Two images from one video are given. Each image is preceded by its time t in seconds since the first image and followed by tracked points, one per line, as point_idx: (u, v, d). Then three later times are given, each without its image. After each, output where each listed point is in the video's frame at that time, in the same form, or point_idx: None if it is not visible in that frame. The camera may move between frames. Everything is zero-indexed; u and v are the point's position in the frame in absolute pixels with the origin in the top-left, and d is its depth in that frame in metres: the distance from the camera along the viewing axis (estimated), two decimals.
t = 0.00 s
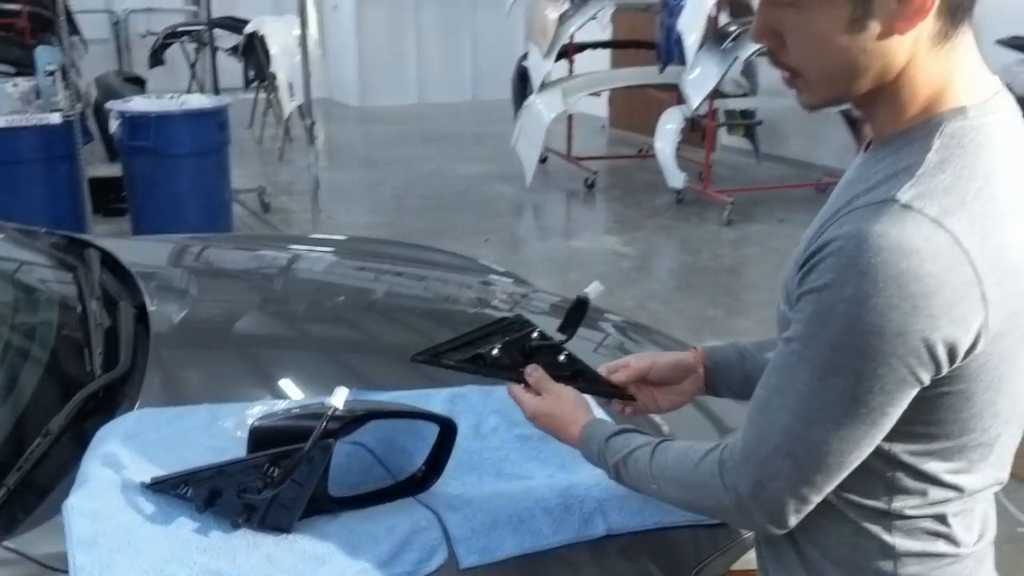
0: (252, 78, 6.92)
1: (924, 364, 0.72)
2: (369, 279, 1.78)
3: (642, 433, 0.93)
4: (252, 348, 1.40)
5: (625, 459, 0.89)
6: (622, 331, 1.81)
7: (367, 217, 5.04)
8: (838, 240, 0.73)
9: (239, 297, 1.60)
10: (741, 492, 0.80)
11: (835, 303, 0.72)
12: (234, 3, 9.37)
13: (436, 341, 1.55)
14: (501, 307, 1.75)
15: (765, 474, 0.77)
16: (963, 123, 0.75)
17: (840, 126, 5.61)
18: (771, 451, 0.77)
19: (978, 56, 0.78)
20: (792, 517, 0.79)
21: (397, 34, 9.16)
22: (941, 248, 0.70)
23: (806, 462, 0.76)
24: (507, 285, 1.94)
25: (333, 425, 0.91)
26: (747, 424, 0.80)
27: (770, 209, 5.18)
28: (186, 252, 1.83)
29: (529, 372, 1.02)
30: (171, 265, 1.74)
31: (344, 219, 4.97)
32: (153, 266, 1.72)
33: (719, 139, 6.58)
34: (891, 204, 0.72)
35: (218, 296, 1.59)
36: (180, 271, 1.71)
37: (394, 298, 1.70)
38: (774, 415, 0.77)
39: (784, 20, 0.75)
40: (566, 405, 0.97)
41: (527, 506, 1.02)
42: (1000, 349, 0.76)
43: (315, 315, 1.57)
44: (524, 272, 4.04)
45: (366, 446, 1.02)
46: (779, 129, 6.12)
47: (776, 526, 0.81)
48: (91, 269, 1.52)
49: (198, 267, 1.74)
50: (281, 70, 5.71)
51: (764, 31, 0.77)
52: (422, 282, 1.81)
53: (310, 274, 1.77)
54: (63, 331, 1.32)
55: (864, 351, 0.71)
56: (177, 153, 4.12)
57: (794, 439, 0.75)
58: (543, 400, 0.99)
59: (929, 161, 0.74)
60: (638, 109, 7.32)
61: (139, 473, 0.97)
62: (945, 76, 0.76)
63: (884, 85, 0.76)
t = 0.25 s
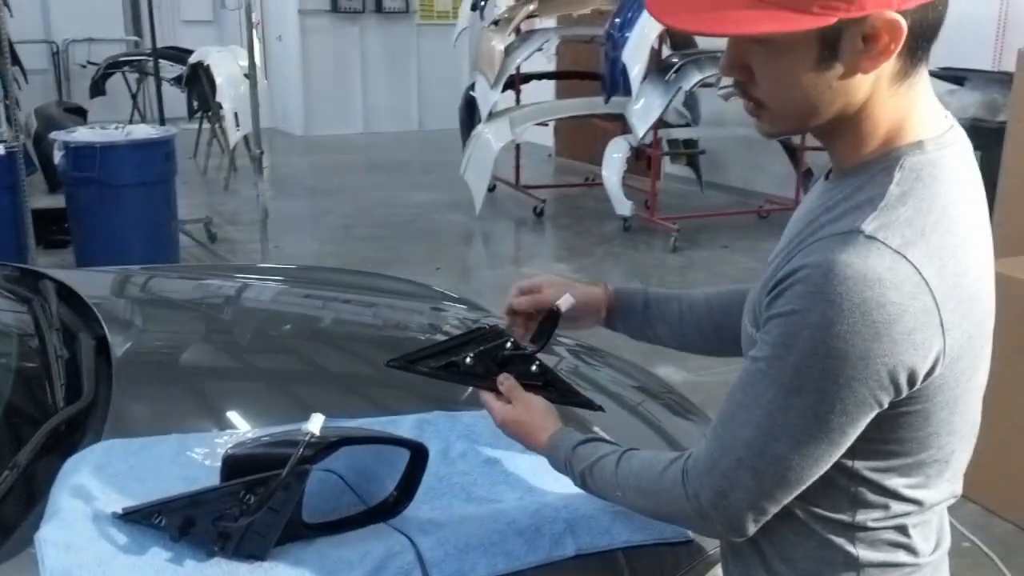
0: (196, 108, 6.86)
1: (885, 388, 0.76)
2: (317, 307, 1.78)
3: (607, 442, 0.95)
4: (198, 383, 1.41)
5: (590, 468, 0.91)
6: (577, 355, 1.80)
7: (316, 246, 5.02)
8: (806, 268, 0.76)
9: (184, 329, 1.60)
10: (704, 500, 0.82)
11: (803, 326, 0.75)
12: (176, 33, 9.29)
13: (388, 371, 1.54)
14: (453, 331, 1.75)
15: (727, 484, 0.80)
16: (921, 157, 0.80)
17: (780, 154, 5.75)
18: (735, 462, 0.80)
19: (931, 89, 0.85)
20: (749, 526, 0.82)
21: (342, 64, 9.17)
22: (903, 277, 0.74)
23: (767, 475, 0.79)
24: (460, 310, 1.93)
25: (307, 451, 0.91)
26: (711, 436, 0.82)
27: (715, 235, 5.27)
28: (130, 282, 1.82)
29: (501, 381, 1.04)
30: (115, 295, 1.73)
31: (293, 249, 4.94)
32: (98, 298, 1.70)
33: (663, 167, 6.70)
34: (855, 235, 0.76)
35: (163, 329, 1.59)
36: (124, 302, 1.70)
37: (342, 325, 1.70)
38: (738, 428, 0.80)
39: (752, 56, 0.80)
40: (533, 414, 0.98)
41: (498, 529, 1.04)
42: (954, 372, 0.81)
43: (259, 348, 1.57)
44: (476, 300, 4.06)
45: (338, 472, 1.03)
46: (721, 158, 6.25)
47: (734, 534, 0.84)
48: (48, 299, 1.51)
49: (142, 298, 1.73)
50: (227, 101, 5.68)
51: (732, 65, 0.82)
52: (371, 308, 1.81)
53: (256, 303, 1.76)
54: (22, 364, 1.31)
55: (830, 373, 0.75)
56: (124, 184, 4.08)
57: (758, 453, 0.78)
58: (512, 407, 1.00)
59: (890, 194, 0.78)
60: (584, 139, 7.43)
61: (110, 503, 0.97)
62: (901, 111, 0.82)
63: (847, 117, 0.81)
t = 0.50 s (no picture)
0: (164, 120, 6.81)
1: (876, 395, 0.78)
2: (288, 317, 1.77)
3: (599, 443, 0.96)
4: (166, 394, 1.39)
5: (581, 470, 0.92)
6: (553, 362, 1.80)
7: (287, 258, 5.00)
8: (800, 278, 0.78)
9: (155, 339, 1.58)
10: (695, 503, 0.84)
11: (798, 337, 0.76)
12: (144, 44, 9.22)
13: (361, 382, 1.53)
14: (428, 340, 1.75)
15: (720, 488, 0.82)
16: (903, 169, 0.83)
17: (749, 165, 5.81)
18: (728, 466, 0.81)
19: (905, 102, 0.88)
20: (739, 527, 0.84)
21: (312, 76, 9.14)
22: (894, 289, 0.76)
23: (760, 478, 0.80)
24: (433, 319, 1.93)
25: (297, 460, 0.92)
26: (702, 440, 0.84)
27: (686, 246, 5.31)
28: (98, 294, 1.80)
29: (495, 380, 1.05)
30: (81, 307, 1.71)
31: (264, 261, 4.91)
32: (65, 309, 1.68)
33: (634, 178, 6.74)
34: (847, 247, 0.77)
35: (135, 339, 1.57)
36: (92, 314, 1.68)
37: (313, 335, 1.70)
38: (731, 433, 0.81)
39: (735, 66, 0.82)
40: (528, 414, 0.99)
41: (486, 536, 1.04)
42: (940, 378, 0.83)
43: (229, 357, 1.55)
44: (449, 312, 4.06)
45: (324, 482, 1.03)
46: (692, 169, 6.31)
47: (723, 535, 0.85)
48: (26, 311, 1.50)
49: (111, 309, 1.71)
50: (196, 112, 5.64)
51: (714, 74, 0.84)
52: (343, 319, 1.81)
53: (226, 314, 1.75)
54: None
55: (825, 381, 0.76)
56: (93, 196, 4.04)
57: (750, 458, 0.80)
58: (506, 407, 1.01)
59: (876, 206, 0.81)
60: (555, 150, 7.46)
61: (97, 514, 0.97)
62: (880, 125, 0.85)
63: (826, 127, 0.84)
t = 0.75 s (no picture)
0: (149, 124, 6.78)
1: (874, 394, 0.79)
2: (274, 320, 1.77)
3: (593, 446, 0.97)
4: (152, 398, 1.38)
5: (576, 473, 0.93)
6: (543, 365, 1.82)
7: (273, 262, 4.99)
8: (798, 280, 0.79)
9: (141, 344, 1.57)
10: (695, 505, 0.84)
11: (796, 338, 0.77)
12: (127, 48, 9.18)
13: (347, 386, 1.52)
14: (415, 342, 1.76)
15: (719, 489, 0.82)
16: (892, 169, 0.85)
17: (734, 168, 5.85)
18: (727, 468, 0.82)
19: (889, 106, 0.90)
20: (738, 527, 0.85)
21: (297, 80, 9.13)
22: (890, 287, 0.77)
23: (759, 479, 0.81)
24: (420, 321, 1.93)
25: (293, 461, 0.92)
26: (700, 442, 0.85)
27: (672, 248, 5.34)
28: (83, 298, 1.80)
29: (488, 385, 1.05)
30: (65, 310, 1.70)
31: (249, 264, 4.90)
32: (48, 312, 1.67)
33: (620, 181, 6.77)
34: (843, 248, 0.79)
35: (120, 344, 1.56)
36: (77, 318, 1.67)
37: (299, 338, 1.69)
38: (729, 435, 0.82)
39: (732, 67, 0.82)
40: (521, 419, 1.00)
41: (481, 536, 1.05)
42: (934, 374, 0.85)
43: (215, 360, 1.55)
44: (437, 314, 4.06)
45: (319, 484, 1.04)
46: (677, 172, 6.34)
47: (723, 536, 0.86)
48: (17, 316, 1.51)
49: (96, 313, 1.71)
50: (180, 116, 5.62)
51: (709, 78, 0.85)
52: (330, 321, 1.81)
53: (213, 318, 1.74)
54: None
55: (823, 381, 0.77)
56: (78, 201, 4.02)
57: (749, 459, 0.81)
58: (498, 412, 1.02)
59: (869, 206, 0.82)
60: (540, 154, 7.48)
61: (92, 517, 0.97)
62: (867, 125, 0.86)
63: (821, 129, 0.85)
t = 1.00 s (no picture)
0: (137, 126, 6.75)
1: (859, 389, 0.80)
2: (263, 321, 1.77)
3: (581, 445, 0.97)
4: (142, 400, 1.38)
5: (564, 471, 0.93)
6: (535, 365, 1.82)
7: (262, 263, 4.98)
8: (782, 277, 0.79)
9: (130, 345, 1.57)
10: (682, 501, 0.85)
11: (781, 333, 0.78)
12: (115, 49, 9.15)
13: (336, 387, 1.52)
14: (406, 342, 1.76)
15: (706, 484, 0.83)
16: (876, 167, 0.85)
17: (723, 169, 5.87)
18: (714, 463, 0.82)
19: (875, 103, 0.91)
20: (725, 522, 0.85)
21: (287, 81, 9.11)
22: (873, 283, 0.78)
23: (745, 474, 0.82)
24: (411, 321, 1.93)
25: (287, 461, 0.92)
26: (687, 439, 0.85)
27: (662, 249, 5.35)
28: (71, 299, 1.79)
29: (472, 386, 1.06)
30: (54, 312, 1.70)
31: (239, 266, 4.89)
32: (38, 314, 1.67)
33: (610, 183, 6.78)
34: (828, 244, 0.79)
35: (110, 346, 1.56)
36: (66, 319, 1.67)
37: (289, 339, 1.69)
38: (716, 430, 0.82)
39: (714, 68, 0.83)
40: (506, 418, 1.01)
41: (474, 536, 1.05)
42: (920, 370, 0.85)
43: (206, 361, 1.54)
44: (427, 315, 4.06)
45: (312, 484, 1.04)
46: (667, 173, 6.36)
47: (711, 532, 0.86)
48: (6, 317, 1.50)
49: (85, 314, 1.70)
50: (169, 117, 5.61)
51: (693, 79, 0.86)
52: (320, 322, 1.81)
53: (203, 319, 1.74)
54: None
55: (807, 376, 0.78)
56: (66, 202, 4.00)
57: (735, 454, 0.81)
58: (483, 412, 1.02)
59: (854, 204, 0.83)
60: (530, 155, 7.49)
61: (86, 518, 0.97)
62: (853, 123, 0.87)
63: (804, 127, 0.86)
